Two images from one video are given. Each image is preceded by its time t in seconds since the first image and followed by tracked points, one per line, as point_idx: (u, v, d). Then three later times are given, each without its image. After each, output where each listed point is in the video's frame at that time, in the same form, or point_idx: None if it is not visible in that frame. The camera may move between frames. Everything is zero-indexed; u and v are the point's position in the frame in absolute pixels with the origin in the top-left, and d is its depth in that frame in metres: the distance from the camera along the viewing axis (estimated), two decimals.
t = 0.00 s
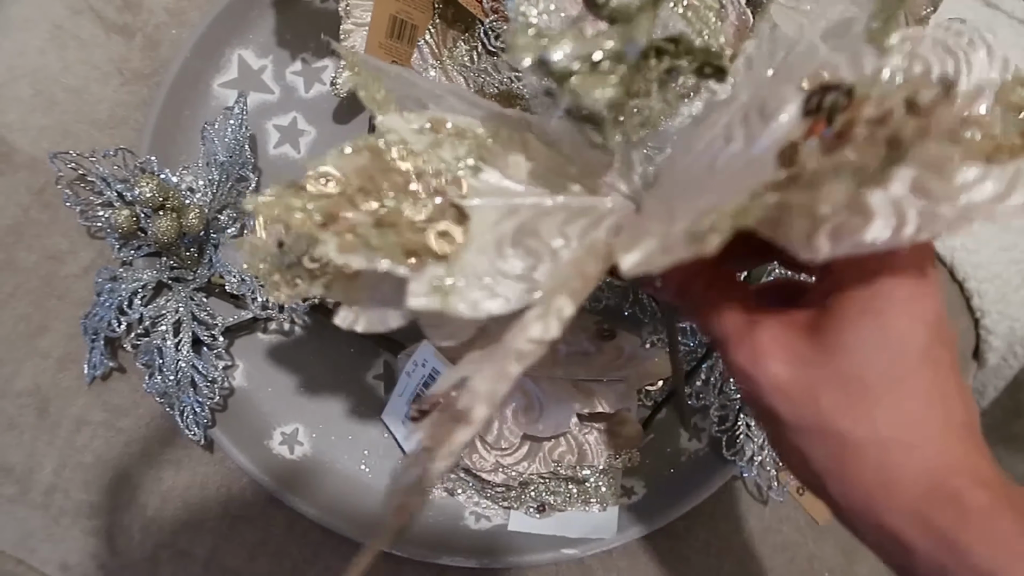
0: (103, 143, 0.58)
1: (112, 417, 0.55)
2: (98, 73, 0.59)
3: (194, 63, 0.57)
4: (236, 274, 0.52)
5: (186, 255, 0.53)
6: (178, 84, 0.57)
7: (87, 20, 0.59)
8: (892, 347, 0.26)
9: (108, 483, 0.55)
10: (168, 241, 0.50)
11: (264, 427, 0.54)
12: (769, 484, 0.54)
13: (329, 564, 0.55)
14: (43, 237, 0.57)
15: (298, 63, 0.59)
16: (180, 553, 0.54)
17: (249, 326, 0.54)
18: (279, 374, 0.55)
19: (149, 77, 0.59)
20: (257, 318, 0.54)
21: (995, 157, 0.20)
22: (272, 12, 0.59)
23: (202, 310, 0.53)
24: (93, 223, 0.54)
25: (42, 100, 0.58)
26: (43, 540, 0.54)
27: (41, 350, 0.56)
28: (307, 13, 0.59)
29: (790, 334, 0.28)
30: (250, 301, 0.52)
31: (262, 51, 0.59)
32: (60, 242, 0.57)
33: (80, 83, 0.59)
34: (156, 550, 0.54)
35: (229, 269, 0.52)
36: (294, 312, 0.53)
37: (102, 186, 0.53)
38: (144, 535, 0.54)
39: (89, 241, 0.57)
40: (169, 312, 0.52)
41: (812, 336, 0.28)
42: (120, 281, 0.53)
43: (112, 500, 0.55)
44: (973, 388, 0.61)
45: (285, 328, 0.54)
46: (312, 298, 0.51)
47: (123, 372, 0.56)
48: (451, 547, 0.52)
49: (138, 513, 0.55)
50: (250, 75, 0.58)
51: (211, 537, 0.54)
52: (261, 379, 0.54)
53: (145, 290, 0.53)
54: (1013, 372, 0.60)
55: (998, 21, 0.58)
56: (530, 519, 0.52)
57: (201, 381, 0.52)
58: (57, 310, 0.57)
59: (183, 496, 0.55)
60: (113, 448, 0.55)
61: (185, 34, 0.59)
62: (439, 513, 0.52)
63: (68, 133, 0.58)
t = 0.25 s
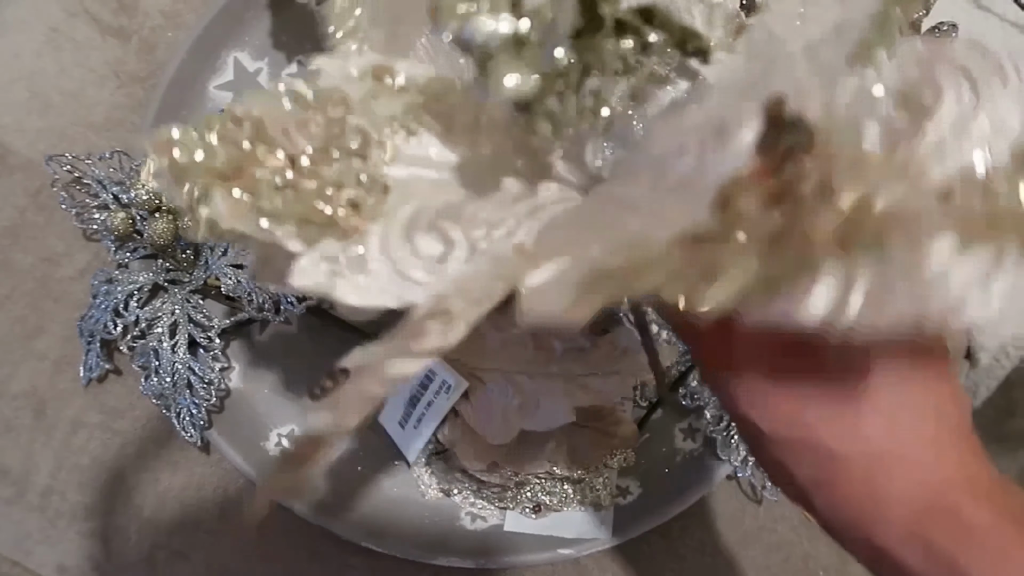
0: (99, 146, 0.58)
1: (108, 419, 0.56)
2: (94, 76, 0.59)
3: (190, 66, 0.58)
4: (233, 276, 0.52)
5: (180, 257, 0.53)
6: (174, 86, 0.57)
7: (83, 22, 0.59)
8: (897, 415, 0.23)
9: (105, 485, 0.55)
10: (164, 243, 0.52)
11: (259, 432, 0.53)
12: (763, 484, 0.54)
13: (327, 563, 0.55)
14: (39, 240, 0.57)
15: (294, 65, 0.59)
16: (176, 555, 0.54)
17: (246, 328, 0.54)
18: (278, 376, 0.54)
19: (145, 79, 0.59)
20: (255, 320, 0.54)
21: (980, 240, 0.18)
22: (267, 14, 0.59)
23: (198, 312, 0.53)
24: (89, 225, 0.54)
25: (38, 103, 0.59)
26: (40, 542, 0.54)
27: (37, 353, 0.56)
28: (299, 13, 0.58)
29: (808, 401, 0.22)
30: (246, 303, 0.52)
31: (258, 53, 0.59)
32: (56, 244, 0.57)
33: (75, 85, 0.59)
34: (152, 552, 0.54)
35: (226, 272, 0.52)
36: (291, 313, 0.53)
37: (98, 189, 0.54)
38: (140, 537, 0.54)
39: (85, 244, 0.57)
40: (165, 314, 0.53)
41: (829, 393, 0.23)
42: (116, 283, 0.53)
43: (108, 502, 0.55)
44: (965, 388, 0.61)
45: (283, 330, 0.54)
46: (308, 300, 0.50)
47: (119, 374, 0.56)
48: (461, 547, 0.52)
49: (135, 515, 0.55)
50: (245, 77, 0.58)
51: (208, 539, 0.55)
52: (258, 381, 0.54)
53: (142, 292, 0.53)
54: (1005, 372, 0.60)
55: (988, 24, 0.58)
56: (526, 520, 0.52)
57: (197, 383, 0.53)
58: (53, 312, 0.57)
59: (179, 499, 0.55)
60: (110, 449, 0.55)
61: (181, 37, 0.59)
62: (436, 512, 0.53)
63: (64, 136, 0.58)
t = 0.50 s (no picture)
0: (102, 144, 0.58)
1: (110, 418, 0.55)
2: (97, 74, 0.59)
3: (193, 63, 0.57)
4: (236, 274, 0.52)
5: (184, 255, 0.53)
6: (176, 85, 0.57)
7: (86, 20, 0.59)
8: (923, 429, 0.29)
9: (106, 485, 0.55)
10: (168, 241, 0.51)
11: (263, 431, 0.54)
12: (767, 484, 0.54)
13: (330, 565, 0.55)
14: (40, 238, 0.57)
15: (298, 64, 0.58)
16: (179, 555, 0.54)
17: (249, 327, 0.54)
18: (281, 375, 0.54)
19: (147, 77, 0.59)
20: (258, 319, 0.53)
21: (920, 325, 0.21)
22: (270, 12, 0.58)
23: (202, 311, 0.52)
24: (92, 224, 0.54)
25: (40, 100, 0.58)
26: (41, 542, 0.54)
27: (39, 352, 0.56)
28: (303, 12, 0.58)
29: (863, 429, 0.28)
30: (251, 301, 0.52)
31: (261, 51, 0.58)
32: (57, 243, 0.57)
33: (78, 83, 0.59)
34: (155, 552, 0.54)
35: (229, 270, 0.52)
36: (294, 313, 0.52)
37: (101, 188, 0.54)
38: (143, 537, 0.54)
39: (87, 242, 0.57)
40: (168, 312, 0.52)
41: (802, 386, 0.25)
42: (119, 282, 0.53)
43: (110, 502, 0.54)
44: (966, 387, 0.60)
45: (284, 330, 0.54)
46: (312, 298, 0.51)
47: (121, 373, 0.55)
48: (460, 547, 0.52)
49: (137, 515, 0.54)
50: (249, 76, 0.58)
51: (211, 539, 0.54)
52: (261, 381, 0.54)
53: (144, 290, 0.53)
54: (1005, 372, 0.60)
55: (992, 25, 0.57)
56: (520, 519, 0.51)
57: (200, 382, 0.52)
58: (55, 311, 0.56)
59: (182, 499, 0.55)
60: (111, 450, 0.55)
61: (184, 35, 0.58)
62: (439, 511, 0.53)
63: (66, 134, 0.58)
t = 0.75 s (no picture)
0: (101, 137, 0.58)
1: (109, 412, 0.55)
2: (96, 67, 0.59)
3: (193, 56, 0.57)
4: (236, 267, 0.52)
5: (184, 248, 0.53)
6: (175, 78, 0.56)
7: (85, 12, 0.59)
8: (935, 428, 0.29)
9: (105, 479, 0.54)
10: (167, 233, 0.51)
11: (263, 424, 0.53)
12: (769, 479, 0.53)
13: (328, 560, 0.54)
14: (39, 231, 0.57)
15: (298, 57, 0.58)
16: (177, 549, 0.54)
17: (249, 321, 0.54)
18: (281, 368, 0.54)
19: (147, 70, 0.59)
20: (257, 312, 0.53)
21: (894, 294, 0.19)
22: (271, 6, 0.58)
23: (201, 304, 0.52)
24: (93, 217, 0.54)
25: (39, 93, 0.58)
26: (40, 536, 0.54)
27: (37, 345, 0.56)
28: (304, 6, 0.58)
29: (866, 435, 0.29)
30: (250, 294, 0.52)
31: (261, 44, 0.58)
32: (56, 236, 0.57)
33: (78, 77, 0.58)
34: (154, 546, 0.54)
35: (229, 263, 0.52)
36: (294, 307, 0.53)
37: (100, 180, 0.53)
38: (142, 531, 0.54)
39: (86, 235, 0.57)
40: (167, 305, 0.52)
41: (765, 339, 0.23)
42: (118, 275, 0.53)
43: (109, 496, 0.54)
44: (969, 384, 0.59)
45: (284, 323, 0.54)
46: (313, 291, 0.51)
47: (120, 367, 0.55)
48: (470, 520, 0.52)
49: (136, 509, 0.54)
50: (250, 70, 0.58)
51: (210, 534, 0.54)
52: (260, 375, 0.54)
53: (144, 283, 0.53)
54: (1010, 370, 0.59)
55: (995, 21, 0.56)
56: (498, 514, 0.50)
57: (199, 375, 0.52)
58: (54, 304, 0.56)
59: (181, 493, 0.54)
60: (110, 444, 0.55)
61: (184, 28, 0.58)
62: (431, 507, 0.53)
63: (65, 127, 0.58)
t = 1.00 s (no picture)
0: (99, 137, 0.58)
1: (107, 412, 0.55)
2: (94, 67, 0.59)
3: (191, 57, 0.57)
4: (233, 268, 0.52)
5: (181, 249, 0.53)
6: (173, 79, 0.57)
7: (83, 13, 0.59)
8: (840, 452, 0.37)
9: (101, 479, 0.55)
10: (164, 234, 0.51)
11: (260, 424, 0.54)
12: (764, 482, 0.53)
13: (326, 559, 0.54)
14: (36, 231, 0.57)
15: (295, 58, 0.58)
16: (174, 549, 0.54)
17: (246, 322, 0.54)
18: (277, 368, 0.54)
19: (145, 71, 0.59)
20: (254, 312, 0.54)
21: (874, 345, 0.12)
22: (268, 7, 0.58)
23: (199, 305, 0.53)
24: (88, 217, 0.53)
25: (37, 93, 0.58)
26: (37, 536, 0.54)
27: (35, 345, 0.56)
28: (302, 8, 0.58)
29: (795, 454, 0.38)
30: (247, 295, 0.52)
31: (259, 45, 0.58)
32: (54, 236, 0.57)
33: (76, 77, 0.58)
34: (151, 545, 0.54)
35: (226, 264, 0.52)
36: (290, 307, 0.53)
37: (97, 181, 0.53)
38: (138, 531, 0.54)
39: (84, 235, 0.57)
40: (164, 306, 0.52)
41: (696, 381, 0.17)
42: (115, 276, 0.53)
43: (106, 495, 0.54)
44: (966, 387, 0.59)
45: (281, 324, 0.54)
46: (309, 292, 0.52)
47: (118, 367, 0.55)
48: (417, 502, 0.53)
49: (134, 508, 0.54)
50: (247, 70, 0.58)
51: (207, 533, 0.54)
52: (257, 375, 0.54)
53: (141, 284, 0.53)
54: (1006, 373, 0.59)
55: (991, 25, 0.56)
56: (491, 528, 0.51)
57: (196, 375, 0.52)
58: (51, 304, 0.56)
59: (178, 493, 0.55)
60: (108, 444, 0.55)
61: (182, 29, 0.58)
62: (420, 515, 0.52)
63: (63, 128, 0.58)
